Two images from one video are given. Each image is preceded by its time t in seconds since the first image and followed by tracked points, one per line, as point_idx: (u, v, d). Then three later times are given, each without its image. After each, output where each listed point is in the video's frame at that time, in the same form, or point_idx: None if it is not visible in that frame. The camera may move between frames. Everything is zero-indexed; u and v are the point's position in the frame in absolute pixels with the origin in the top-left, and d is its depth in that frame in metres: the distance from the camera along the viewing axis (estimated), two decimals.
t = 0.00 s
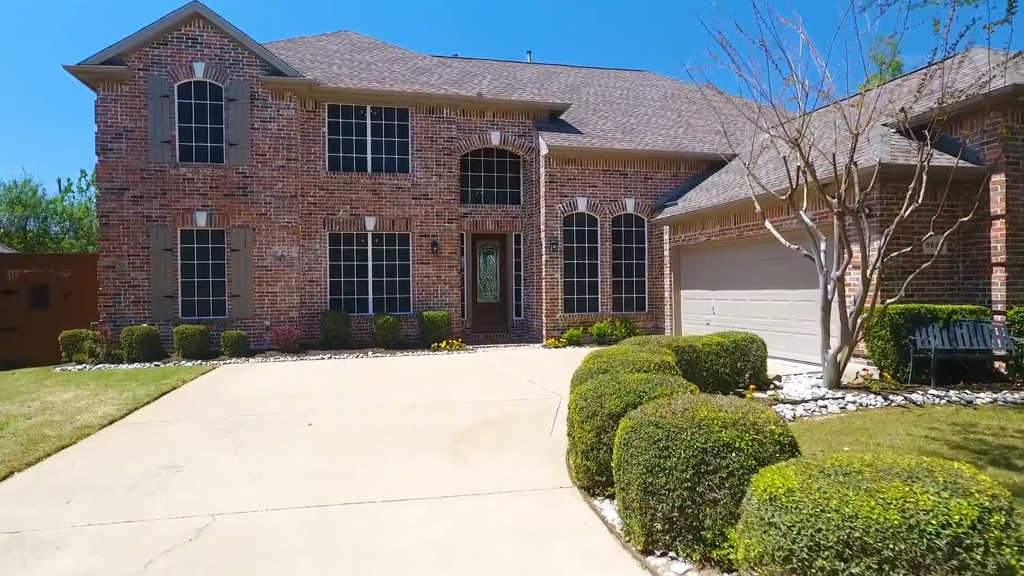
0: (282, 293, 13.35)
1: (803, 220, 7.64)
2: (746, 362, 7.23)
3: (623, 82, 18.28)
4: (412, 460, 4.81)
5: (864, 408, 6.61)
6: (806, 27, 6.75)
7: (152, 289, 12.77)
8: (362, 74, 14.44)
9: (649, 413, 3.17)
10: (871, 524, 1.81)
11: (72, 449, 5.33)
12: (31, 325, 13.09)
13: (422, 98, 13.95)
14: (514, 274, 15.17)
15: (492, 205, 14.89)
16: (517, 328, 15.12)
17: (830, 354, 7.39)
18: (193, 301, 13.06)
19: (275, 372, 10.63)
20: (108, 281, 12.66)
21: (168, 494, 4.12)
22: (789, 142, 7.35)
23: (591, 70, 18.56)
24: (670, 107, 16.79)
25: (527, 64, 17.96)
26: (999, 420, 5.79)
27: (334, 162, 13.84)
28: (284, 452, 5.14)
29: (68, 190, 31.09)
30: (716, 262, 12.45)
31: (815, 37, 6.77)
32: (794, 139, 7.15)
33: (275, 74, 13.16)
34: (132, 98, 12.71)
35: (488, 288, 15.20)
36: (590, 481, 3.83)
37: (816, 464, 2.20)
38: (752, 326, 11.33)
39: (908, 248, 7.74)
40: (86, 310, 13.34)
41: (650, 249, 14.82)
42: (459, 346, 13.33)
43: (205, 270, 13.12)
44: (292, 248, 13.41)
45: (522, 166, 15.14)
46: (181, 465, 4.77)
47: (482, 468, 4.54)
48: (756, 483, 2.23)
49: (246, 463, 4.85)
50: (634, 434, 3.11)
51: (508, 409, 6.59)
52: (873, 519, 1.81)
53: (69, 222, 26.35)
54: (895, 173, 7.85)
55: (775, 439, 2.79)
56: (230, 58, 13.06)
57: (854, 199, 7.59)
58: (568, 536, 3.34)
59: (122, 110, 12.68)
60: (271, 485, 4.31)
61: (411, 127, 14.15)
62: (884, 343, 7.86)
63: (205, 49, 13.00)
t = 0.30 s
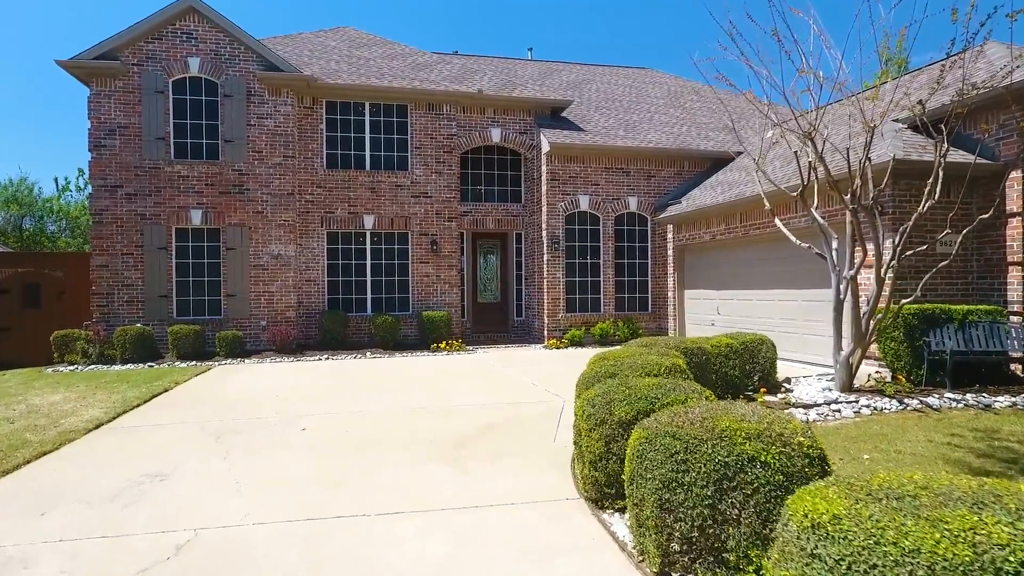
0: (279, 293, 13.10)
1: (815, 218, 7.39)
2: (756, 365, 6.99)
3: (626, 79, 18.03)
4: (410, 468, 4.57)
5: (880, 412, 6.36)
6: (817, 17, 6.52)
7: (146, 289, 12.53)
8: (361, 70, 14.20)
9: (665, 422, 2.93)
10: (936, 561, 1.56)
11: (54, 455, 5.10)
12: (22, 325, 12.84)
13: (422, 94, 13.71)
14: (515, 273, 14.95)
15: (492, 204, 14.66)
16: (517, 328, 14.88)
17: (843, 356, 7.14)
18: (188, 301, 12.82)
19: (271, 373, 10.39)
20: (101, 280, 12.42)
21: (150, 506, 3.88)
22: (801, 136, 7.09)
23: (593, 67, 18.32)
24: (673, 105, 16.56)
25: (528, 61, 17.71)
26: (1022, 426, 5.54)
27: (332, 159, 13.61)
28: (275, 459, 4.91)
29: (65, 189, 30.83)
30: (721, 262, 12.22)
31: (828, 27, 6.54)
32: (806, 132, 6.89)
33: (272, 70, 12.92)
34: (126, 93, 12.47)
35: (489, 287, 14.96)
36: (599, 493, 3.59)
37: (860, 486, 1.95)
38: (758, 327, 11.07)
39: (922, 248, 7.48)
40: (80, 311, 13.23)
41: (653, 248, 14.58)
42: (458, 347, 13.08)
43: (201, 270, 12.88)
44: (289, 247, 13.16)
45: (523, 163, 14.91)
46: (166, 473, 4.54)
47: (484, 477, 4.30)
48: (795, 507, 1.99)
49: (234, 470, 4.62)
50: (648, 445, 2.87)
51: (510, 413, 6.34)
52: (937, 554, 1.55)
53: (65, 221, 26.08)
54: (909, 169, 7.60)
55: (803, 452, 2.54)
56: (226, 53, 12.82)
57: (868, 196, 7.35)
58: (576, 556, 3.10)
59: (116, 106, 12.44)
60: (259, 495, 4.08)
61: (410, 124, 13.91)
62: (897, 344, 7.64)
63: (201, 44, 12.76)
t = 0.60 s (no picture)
0: (276, 293, 12.84)
1: (828, 216, 7.14)
2: (766, 367, 6.74)
3: (628, 76, 17.77)
4: (408, 478, 4.33)
5: (898, 418, 6.10)
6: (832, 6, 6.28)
7: (140, 289, 12.28)
8: (359, 66, 13.95)
9: (684, 434, 2.68)
10: None
11: (33, 463, 4.86)
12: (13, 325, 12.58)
13: (421, 90, 13.46)
14: (515, 273, 14.69)
15: (493, 202, 14.42)
16: (518, 329, 14.63)
17: (858, 358, 6.88)
18: (182, 301, 12.57)
19: (267, 375, 10.13)
20: (93, 280, 12.16)
21: (128, 523, 3.63)
22: (813, 131, 6.84)
23: (595, 64, 18.07)
24: (675, 102, 16.32)
25: (529, 58, 17.46)
26: None
27: (329, 157, 13.36)
28: (265, 468, 4.66)
29: (62, 189, 30.57)
30: (726, 261, 11.95)
31: (843, 15, 6.29)
32: (820, 125, 6.64)
33: (268, 65, 12.67)
34: (119, 89, 12.22)
35: (489, 288, 14.71)
36: (609, 508, 3.35)
37: (920, 516, 1.70)
38: (765, 329, 10.80)
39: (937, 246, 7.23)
40: (72, 312, 13.02)
41: (656, 247, 14.33)
42: (458, 348, 12.83)
43: (195, 269, 12.63)
44: (285, 246, 12.90)
45: (524, 161, 14.66)
46: (148, 483, 4.30)
47: (485, 489, 4.05)
48: (845, 538, 1.74)
49: (221, 480, 4.37)
50: (666, 460, 2.61)
51: (512, 418, 6.09)
52: None
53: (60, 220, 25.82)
54: (921, 166, 7.38)
55: (840, 468, 2.29)
56: (221, 48, 12.57)
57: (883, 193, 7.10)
58: None
59: (109, 102, 12.19)
60: (245, 508, 3.83)
61: (409, 121, 13.66)
62: (911, 346, 7.37)
63: (196, 38, 12.50)
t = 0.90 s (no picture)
0: (271, 293, 12.58)
1: (842, 212, 6.87)
2: (777, 370, 6.48)
3: (630, 72, 17.51)
4: (403, 490, 4.06)
5: (917, 422, 5.84)
6: None
7: (132, 288, 12.02)
8: (357, 61, 13.68)
9: (707, 449, 2.40)
10: None
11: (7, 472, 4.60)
12: (3, 326, 12.32)
13: (420, 86, 13.19)
14: (516, 272, 14.42)
15: (493, 200, 14.17)
16: (519, 329, 14.37)
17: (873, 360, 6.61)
18: (176, 301, 12.31)
19: (261, 376, 9.87)
20: (85, 279, 11.90)
21: (101, 539, 3.37)
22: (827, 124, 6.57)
23: (597, 60, 17.81)
24: (679, 98, 16.05)
25: (530, 54, 17.20)
26: None
27: (326, 154, 13.10)
28: (252, 477, 4.40)
29: (59, 188, 30.35)
30: (732, 260, 11.68)
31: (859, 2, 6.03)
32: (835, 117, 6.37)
33: (264, 60, 12.40)
34: (111, 84, 11.96)
35: (489, 287, 14.44)
36: (620, 525, 3.09)
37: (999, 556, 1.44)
38: (773, 329, 10.53)
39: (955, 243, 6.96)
40: (63, 312, 12.76)
41: (659, 246, 14.07)
42: (457, 348, 12.57)
43: (189, 268, 12.36)
44: (281, 245, 12.64)
45: (525, 158, 14.39)
46: (127, 495, 4.04)
47: (486, 501, 3.78)
48: None
49: (205, 491, 4.11)
50: (688, 477, 2.34)
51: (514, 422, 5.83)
52: None
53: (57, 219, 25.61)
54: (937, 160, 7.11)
55: (887, 490, 2.03)
56: (216, 42, 12.31)
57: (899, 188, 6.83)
58: None
59: (100, 97, 11.93)
60: (228, 523, 3.57)
61: (407, 117, 13.40)
62: (927, 347, 7.11)
63: (189, 32, 12.24)
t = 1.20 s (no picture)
0: (266, 293, 12.30)
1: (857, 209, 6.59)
2: (791, 373, 6.21)
3: (633, 69, 17.22)
4: (398, 505, 3.78)
5: (939, 428, 5.57)
6: None
7: (124, 288, 11.74)
8: (354, 56, 13.40)
9: (737, 470, 2.12)
10: None
11: None
12: None
13: (418, 81, 12.91)
14: (517, 272, 14.14)
15: (493, 198, 13.89)
16: (519, 330, 14.10)
17: (890, 362, 6.33)
18: (169, 301, 12.03)
19: (255, 379, 9.60)
20: (75, 278, 11.62)
21: (68, 560, 3.10)
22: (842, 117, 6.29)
23: (599, 56, 17.53)
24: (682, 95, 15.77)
25: (531, 50, 16.92)
26: None
27: (323, 151, 12.82)
28: (238, 490, 4.13)
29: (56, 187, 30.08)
30: (738, 259, 11.41)
31: None
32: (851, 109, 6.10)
33: (259, 55, 12.13)
34: (102, 79, 11.68)
35: (489, 287, 14.17)
36: (633, 547, 2.83)
37: None
38: (780, 330, 10.25)
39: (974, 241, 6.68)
40: (53, 313, 12.51)
41: (663, 245, 13.79)
42: (457, 350, 12.30)
43: (183, 268, 12.09)
44: (276, 244, 12.36)
45: (526, 156, 14.11)
46: (102, 509, 3.78)
47: (487, 518, 3.51)
48: None
49: (186, 506, 3.84)
50: (715, 501, 2.07)
51: (515, 429, 5.55)
52: None
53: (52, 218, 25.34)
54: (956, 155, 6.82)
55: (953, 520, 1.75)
56: (210, 36, 12.03)
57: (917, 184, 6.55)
58: None
59: (91, 93, 11.65)
60: (207, 543, 3.29)
61: (406, 113, 13.12)
62: (945, 349, 6.83)
63: (183, 26, 11.96)
